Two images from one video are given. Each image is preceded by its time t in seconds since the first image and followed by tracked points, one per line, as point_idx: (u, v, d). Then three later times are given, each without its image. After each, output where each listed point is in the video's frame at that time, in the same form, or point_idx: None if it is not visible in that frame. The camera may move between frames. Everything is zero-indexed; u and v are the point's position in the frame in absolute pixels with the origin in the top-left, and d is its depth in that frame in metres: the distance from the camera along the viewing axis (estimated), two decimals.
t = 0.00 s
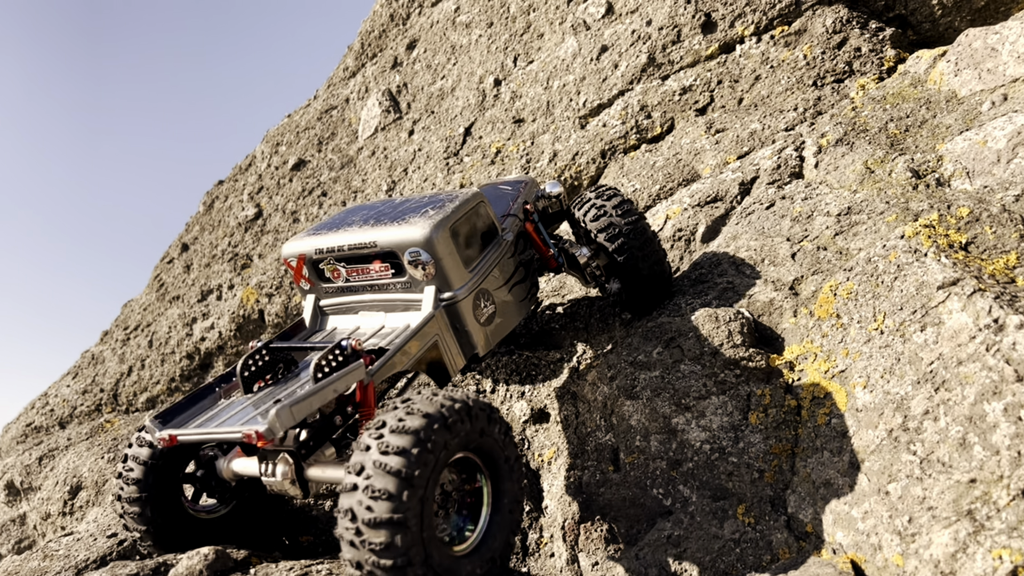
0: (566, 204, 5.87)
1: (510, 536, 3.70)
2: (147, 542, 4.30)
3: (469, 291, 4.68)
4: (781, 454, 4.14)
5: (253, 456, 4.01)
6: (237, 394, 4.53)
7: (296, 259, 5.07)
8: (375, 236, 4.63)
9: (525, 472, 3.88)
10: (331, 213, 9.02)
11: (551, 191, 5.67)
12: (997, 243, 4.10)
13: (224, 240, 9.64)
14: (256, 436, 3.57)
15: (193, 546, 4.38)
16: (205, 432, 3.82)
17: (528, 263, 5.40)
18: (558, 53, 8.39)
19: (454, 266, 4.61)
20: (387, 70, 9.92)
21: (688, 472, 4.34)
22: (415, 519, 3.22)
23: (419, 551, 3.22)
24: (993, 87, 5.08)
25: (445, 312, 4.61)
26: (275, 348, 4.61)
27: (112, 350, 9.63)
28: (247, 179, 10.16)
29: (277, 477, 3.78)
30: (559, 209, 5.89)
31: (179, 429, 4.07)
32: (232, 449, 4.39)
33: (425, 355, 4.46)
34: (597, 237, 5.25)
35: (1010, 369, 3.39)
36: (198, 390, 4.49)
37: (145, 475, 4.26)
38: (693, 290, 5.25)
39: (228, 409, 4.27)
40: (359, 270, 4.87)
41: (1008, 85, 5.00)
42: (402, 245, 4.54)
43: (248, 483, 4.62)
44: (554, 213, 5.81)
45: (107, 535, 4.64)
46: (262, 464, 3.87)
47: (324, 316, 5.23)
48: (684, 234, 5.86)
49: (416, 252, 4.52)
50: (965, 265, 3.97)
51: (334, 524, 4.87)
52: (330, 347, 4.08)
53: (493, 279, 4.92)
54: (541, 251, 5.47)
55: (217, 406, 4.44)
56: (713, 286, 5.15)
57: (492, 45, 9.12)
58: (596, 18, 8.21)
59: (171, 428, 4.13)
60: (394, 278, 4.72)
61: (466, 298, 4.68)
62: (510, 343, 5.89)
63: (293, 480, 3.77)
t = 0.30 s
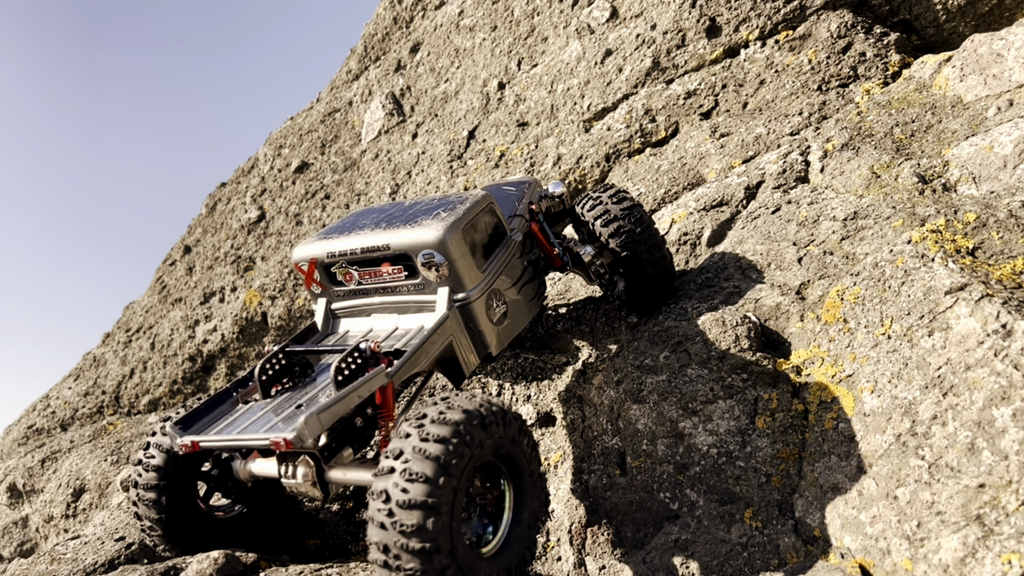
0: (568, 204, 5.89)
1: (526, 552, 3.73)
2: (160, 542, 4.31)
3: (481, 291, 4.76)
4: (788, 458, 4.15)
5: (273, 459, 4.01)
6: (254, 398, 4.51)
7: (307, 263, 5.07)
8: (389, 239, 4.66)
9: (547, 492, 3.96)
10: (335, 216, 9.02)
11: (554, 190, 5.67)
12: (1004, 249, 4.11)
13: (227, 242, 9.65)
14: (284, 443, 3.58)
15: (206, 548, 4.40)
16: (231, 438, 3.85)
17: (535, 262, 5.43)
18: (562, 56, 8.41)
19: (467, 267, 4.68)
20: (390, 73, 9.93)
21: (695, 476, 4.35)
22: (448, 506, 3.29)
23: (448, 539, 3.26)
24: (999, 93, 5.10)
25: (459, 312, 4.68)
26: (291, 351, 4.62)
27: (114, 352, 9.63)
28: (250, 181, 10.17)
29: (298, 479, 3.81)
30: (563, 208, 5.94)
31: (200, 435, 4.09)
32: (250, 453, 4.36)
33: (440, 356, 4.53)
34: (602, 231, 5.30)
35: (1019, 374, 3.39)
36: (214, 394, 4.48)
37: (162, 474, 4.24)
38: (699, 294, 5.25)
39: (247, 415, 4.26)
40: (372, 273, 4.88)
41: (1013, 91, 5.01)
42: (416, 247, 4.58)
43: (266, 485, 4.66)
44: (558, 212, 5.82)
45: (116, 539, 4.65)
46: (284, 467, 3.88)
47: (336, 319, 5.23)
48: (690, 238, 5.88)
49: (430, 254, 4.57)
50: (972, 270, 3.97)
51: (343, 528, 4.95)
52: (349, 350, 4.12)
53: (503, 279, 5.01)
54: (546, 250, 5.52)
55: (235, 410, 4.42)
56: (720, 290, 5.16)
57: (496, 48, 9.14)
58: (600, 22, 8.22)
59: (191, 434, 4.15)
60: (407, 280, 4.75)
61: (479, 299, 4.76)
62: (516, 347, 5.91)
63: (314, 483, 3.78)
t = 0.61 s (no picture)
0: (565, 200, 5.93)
1: (533, 562, 3.82)
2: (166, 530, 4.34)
3: (487, 290, 4.84)
4: (791, 457, 4.18)
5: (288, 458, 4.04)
6: (267, 400, 4.56)
7: (312, 267, 5.10)
8: (395, 241, 4.71)
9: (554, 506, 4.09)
10: (339, 215, 9.05)
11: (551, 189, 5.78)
12: (1007, 250, 4.13)
13: (231, 241, 9.68)
14: (300, 437, 3.60)
15: (211, 542, 4.40)
16: (247, 437, 3.87)
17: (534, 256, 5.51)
18: (566, 56, 8.43)
19: (473, 266, 4.75)
20: (394, 72, 9.96)
21: (699, 475, 4.39)
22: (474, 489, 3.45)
23: (470, 521, 3.39)
24: (1002, 93, 5.11)
25: (466, 311, 4.75)
26: (302, 353, 4.66)
27: (119, 350, 9.67)
28: (253, 180, 10.20)
29: (314, 479, 3.83)
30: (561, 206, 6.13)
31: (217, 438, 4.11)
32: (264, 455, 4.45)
33: (450, 355, 4.60)
34: (591, 217, 5.49)
35: (1022, 376, 3.41)
36: (227, 399, 4.51)
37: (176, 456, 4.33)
38: (703, 294, 5.27)
39: (261, 418, 4.28)
40: (379, 275, 4.93)
41: (1017, 91, 5.03)
42: (422, 248, 4.64)
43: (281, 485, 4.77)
44: (554, 209, 5.89)
45: (124, 537, 4.70)
46: (299, 468, 3.90)
47: (343, 321, 5.27)
48: (693, 238, 5.91)
49: (437, 254, 4.63)
50: (975, 271, 4.00)
51: (349, 526, 5.04)
52: (361, 352, 4.17)
53: (508, 277, 5.10)
54: (546, 247, 5.57)
55: (249, 413, 4.46)
56: (723, 291, 5.18)
57: (500, 48, 9.16)
58: (604, 21, 8.24)
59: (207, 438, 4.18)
60: (414, 281, 4.81)
61: (485, 297, 4.83)
62: (521, 346, 5.94)
63: (331, 483, 3.83)
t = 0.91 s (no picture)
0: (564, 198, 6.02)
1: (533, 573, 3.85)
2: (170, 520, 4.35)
3: (491, 292, 4.88)
4: (791, 460, 4.19)
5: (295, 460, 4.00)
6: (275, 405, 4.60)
7: (316, 270, 5.10)
8: (399, 244, 4.72)
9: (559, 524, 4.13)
10: (339, 217, 9.06)
11: (550, 187, 5.80)
12: (1005, 253, 4.15)
13: (231, 243, 9.69)
14: (317, 453, 3.67)
15: (212, 537, 4.41)
16: (260, 448, 3.94)
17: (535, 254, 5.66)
18: (565, 58, 8.44)
19: (477, 268, 4.78)
20: (393, 74, 9.97)
21: (699, 478, 4.41)
22: (491, 482, 3.55)
23: (485, 512, 3.47)
24: (1000, 97, 5.13)
25: (471, 313, 4.80)
26: (309, 358, 4.61)
27: (119, 352, 9.68)
28: (253, 182, 10.22)
29: (323, 483, 3.85)
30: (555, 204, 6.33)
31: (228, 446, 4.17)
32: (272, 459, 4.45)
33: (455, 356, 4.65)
34: (585, 209, 5.71)
35: (1019, 379, 3.43)
36: (237, 403, 4.54)
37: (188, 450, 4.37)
38: (702, 297, 5.29)
39: (269, 425, 4.32)
40: (383, 278, 4.94)
41: (1015, 95, 5.05)
42: (426, 251, 4.65)
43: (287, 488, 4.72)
44: (553, 208, 5.94)
45: (125, 540, 4.71)
46: (307, 471, 3.91)
47: (347, 323, 5.28)
48: (693, 241, 5.94)
49: (441, 257, 4.65)
50: (973, 274, 4.01)
51: (349, 529, 5.04)
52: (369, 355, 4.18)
53: (510, 278, 5.16)
54: (545, 246, 5.73)
55: (257, 419, 4.50)
56: (722, 293, 5.20)
57: (499, 50, 9.18)
58: (603, 24, 8.25)
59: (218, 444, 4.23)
60: (418, 283, 4.83)
61: (489, 299, 4.88)
62: (520, 348, 5.96)
63: (339, 487, 3.85)
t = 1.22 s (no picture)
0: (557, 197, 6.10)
1: None
2: (171, 514, 4.39)
3: (491, 295, 4.91)
4: (787, 463, 4.20)
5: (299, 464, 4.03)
6: (277, 409, 4.51)
7: (315, 272, 5.10)
8: (399, 247, 4.71)
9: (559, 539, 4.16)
10: (336, 219, 9.06)
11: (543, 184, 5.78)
12: (1000, 256, 4.16)
13: (228, 245, 9.69)
14: (322, 455, 3.70)
15: (209, 535, 4.43)
16: (265, 452, 3.98)
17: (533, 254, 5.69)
18: (562, 60, 8.45)
19: (477, 272, 4.79)
20: (390, 76, 9.97)
21: (695, 481, 4.42)
22: (502, 477, 3.63)
23: (495, 505, 3.56)
24: (995, 100, 5.14)
25: (472, 316, 4.83)
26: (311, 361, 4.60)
27: (117, 354, 9.67)
28: (251, 184, 10.22)
29: (328, 487, 3.86)
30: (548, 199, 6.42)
31: (232, 450, 4.20)
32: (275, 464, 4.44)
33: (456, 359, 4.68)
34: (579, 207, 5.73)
35: (1014, 383, 3.44)
36: (238, 408, 4.50)
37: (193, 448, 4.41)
38: (699, 299, 5.30)
39: (272, 429, 4.31)
40: (383, 281, 4.94)
41: (1010, 98, 5.06)
42: (427, 255, 4.65)
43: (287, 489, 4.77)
44: (548, 206, 6.06)
45: (122, 545, 4.71)
46: (311, 475, 3.91)
47: (346, 324, 5.29)
48: (690, 244, 5.96)
49: (442, 261, 4.65)
50: (968, 277, 4.03)
51: (347, 533, 5.05)
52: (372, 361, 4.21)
53: (509, 281, 5.18)
54: (541, 244, 5.77)
55: (260, 423, 4.45)
56: (719, 296, 5.21)
57: (496, 52, 9.18)
58: (600, 26, 8.26)
59: (221, 450, 4.25)
60: (419, 287, 4.84)
61: (490, 302, 4.90)
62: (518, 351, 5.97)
63: (344, 490, 3.87)
